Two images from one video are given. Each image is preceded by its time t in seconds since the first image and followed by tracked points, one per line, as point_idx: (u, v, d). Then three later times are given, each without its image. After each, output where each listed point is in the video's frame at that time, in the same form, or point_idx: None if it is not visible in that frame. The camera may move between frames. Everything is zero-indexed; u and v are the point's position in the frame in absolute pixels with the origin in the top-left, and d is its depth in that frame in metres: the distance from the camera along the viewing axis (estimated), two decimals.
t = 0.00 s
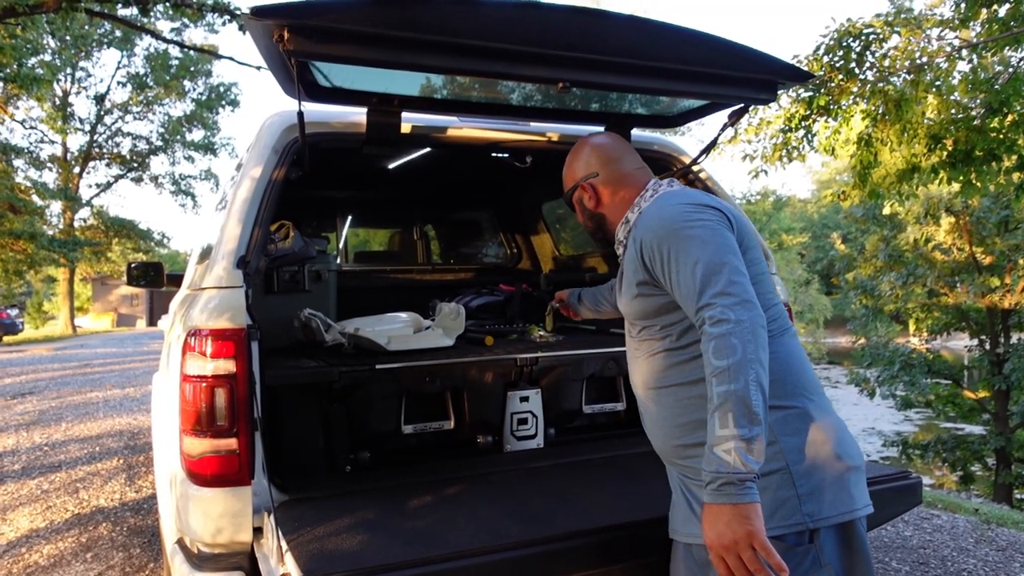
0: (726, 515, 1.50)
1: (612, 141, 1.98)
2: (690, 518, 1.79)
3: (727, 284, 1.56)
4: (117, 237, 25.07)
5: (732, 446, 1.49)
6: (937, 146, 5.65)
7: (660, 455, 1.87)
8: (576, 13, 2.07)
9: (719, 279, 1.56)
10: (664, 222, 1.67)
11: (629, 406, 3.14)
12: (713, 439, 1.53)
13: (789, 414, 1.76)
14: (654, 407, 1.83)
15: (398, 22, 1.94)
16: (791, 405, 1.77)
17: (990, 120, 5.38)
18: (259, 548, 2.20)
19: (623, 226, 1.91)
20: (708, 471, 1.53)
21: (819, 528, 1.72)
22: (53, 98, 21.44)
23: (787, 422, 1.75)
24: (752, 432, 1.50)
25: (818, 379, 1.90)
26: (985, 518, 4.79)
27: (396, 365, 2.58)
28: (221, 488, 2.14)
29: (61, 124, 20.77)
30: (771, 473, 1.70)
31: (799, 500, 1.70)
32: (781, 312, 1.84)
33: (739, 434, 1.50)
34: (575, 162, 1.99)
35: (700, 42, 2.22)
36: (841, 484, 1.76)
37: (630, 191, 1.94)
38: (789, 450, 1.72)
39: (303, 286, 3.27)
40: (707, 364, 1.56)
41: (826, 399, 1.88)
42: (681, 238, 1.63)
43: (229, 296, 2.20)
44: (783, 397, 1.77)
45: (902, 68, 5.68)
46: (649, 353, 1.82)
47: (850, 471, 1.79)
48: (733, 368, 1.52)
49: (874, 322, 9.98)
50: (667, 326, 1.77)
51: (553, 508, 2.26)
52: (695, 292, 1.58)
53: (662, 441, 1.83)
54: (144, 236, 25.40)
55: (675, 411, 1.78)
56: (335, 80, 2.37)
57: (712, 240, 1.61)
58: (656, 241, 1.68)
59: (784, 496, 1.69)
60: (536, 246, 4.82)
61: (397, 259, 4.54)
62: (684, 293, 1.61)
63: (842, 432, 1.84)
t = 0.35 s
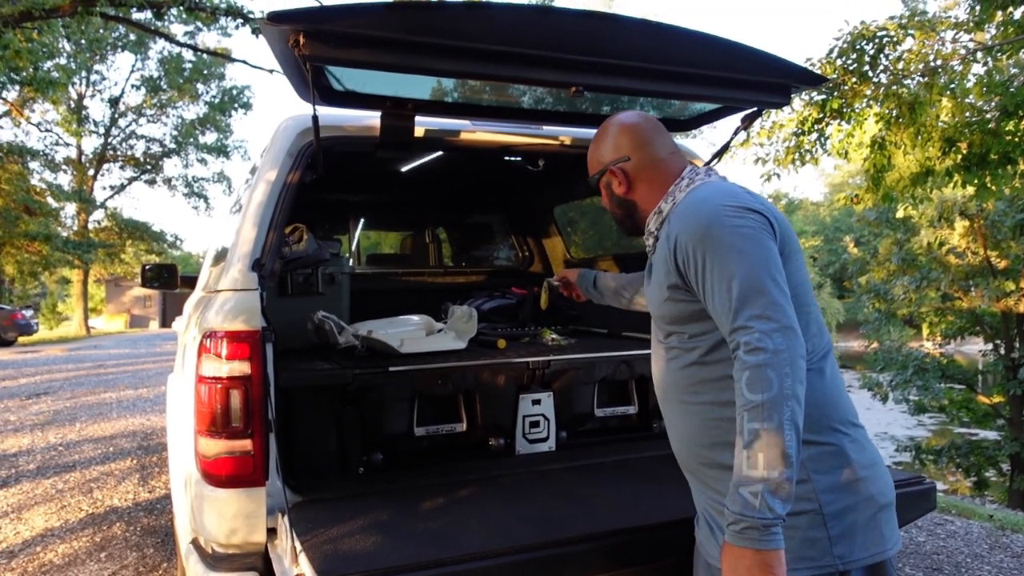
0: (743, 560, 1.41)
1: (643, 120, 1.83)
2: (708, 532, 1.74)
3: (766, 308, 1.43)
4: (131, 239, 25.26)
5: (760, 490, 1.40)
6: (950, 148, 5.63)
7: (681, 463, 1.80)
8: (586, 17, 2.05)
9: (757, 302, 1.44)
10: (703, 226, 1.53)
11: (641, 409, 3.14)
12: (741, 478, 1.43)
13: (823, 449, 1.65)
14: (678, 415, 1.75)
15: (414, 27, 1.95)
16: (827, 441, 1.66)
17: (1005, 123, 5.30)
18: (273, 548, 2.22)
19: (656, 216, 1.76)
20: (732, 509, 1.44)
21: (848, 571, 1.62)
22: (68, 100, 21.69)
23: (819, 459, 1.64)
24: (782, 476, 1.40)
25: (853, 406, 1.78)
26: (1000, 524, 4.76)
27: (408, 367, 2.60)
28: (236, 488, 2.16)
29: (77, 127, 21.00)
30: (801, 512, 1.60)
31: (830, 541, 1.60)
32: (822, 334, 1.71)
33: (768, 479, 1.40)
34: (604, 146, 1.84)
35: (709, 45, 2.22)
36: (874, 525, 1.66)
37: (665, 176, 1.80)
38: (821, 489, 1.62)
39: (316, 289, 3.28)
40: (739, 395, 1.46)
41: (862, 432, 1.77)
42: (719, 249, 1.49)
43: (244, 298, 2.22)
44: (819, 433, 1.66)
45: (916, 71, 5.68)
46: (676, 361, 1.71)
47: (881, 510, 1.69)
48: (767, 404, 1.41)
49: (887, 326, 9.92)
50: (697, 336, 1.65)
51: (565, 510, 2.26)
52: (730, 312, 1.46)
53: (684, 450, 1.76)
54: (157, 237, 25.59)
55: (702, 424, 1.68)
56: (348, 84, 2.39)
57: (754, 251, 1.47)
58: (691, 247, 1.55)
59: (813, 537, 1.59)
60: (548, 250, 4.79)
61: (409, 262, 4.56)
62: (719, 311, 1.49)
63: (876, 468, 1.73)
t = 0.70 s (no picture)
0: None
1: (703, 84, 1.59)
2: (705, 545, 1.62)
3: (839, 355, 1.27)
4: (141, 243, 25.40)
5: (783, 542, 1.26)
6: (961, 152, 5.61)
7: (685, 470, 1.65)
8: (594, 21, 2.05)
9: (831, 347, 1.28)
10: (785, 240, 1.33)
11: (649, 415, 3.13)
12: (764, 522, 1.29)
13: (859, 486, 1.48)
14: (691, 425, 1.58)
15: (424, 32, 1.96)
16: (864, 477, 1.49)
17: (1016, 127, 5.28)
18: (282, 552, 2.22)
19: (721, 199, 1.54)
20: (743, 546, 1.31)
21: None
22: (80, 106, 21.88)
23: (853, 499, 1.47)
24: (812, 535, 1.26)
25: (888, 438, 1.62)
26: (1012, 531, 4.72)
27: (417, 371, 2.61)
28: (245, 491, 2.17)
29: (88, 132, 21.18)
30: (830, 552, 1.43)
31: None
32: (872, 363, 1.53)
33: (796, 536, 1.26)
34: (671, 105, 1.55)
35: (714, 46, 2.20)
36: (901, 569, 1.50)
37: (733, 149, 1.58)
38: (855, 530, 1.45)
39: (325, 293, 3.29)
40: (787, 438, 1.30)
41: (895, 465, 1.61)
42: (798, 273, 1.30)
43: (254, 302, 2.23)
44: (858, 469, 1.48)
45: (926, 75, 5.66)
46: (699, 370, 1.53)
47: (908, 550, 1.54)
48: (820, 459, 1.26)
49: (897, 331, 9.86)
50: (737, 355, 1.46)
51: (573, 515, 2.26)
52: (801, 348, 1.29)
53: (692, 460, 1.61)
54: (167, 241, 25.73)
55: (720, 441, 1.52)
56: (357, 89, 2.40)
57: (837, 287, 1.29)
58: (764, 261, 1.35)
59: None
60: (556, 255, 4.81)
61: (417, 266, 4.56)
62: (785, 342, 1.31)
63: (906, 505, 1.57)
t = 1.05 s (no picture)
0: None
1: (721, 80, 1.59)
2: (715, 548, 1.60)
3: (888, 373, 1.27)
4: (141, 245, 25.39)
5: None
6: (961, 151, 5.60)
7: (701, 473, 1.62)
8: (592, 21, 2.05)
9: (880, 364, 1.27)
10: (832, 251, 1.31)
11: (649, 414, 3.13)
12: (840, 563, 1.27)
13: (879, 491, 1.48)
14: (713, 430, 1.56)
15: (423, 33, 1.96)
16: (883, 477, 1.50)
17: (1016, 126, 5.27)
18: (281, 554, 2.21)
19: (746, 197, 1.54)
20: None
21: None
22: (80, 108, 21.89)
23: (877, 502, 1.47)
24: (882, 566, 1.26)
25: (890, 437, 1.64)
26: (1013, 530, 4.71)
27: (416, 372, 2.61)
28: (244, 493, 2.16)
29: (88, 135, 21.20)
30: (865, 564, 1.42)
31: None
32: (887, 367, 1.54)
33: (875, 569, 1.25)
34: (693, 102, 1.54)
35: (714, 46, 2.20)
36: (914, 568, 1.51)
37: (754, 145, 1.58)
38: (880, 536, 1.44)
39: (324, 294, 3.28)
40: (843, 462, 1.28)
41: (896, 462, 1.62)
42: (848, 286, 1.29)
43: (252, 303, 2.23)
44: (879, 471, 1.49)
45: (925, 74, 5.66)
46: (726, 377, 1.50)
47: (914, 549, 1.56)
48: (877, 482, 1.26)
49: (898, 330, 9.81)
50: (770, 364, 1.43)
51: (573, 514, 2.26)
52: (851, 364, 1.28)
53: (712, 466, 1.58)
54: (167, 243, 25.73)
55: (747, 452, 1.50)
56: (356, 90, 2.40)
57: (883, 301, 1.29)
58: (808, 273, 1.33)
59: None
60: (555, 255, 4.82)
61: (417, 267, 4.56)
62: (832, 357, 1.30)
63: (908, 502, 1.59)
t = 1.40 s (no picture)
0: None
1: (676, 82, 1.60)
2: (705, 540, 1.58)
3: (875, 342, 1.29)
4: (137, 243, 25.33)
5: (858, 537, 1.26)
6: (956, 145, 5.61)
7: (685, 465, 1.61)
8: (586, 16, 2.04)
9: (868, 335, 1.29)
10: (814, 230, 1.34)
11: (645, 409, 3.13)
12: (838, 525, 1.27)
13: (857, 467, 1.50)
14: (698, 420, 1.55)
15: (416, 28, 1.95)
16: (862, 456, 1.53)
17: (1011, 119, 5.27)
18: (279, 551, 2.21)
19: (710, 195, 1.56)
20: (820, 548, 1.29)
21: None
22: (73, 107, 21.81)
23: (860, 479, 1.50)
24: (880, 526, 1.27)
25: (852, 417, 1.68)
26: (1009, 521, 4.72)
27: (412, 369, 2.60)
28: (240, 491, 2.16)
29: (83, 133, 21.14)
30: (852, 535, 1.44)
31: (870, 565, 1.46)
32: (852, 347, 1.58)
33: (872, 528, 1.26)
34: (652, 106, 1.55)
35: (708, 41, 2.19)
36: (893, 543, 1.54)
37: (712, 143, 1.60)
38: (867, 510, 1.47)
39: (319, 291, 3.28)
40: (838, 429, 1.30)
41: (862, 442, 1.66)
42: (833, 262, 1.31)
43: (247, 302, 2.22)
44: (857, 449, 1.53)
45: (920, 67, 5.66)
46: (710, 365, 1.50)
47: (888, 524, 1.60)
48: (873, 446, 1.27)
49: (894, 323, 9.93)
50: (756, 346, 1.44)
51: (571, 510, 2.26)
52: (841, 337, 1.29)
53: (695, 456, 1.57)
54: (163, 242, 25.67)
55: (731, 439, 1.50)
56: (350, 86, 2.39)
57: (863, 274, 1.31)
58: (793, 252, 1.35)
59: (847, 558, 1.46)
60: (551, 250, 4.81)
61: (412, 264, 4.56)
62: (821, 331, 1.31)
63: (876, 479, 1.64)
